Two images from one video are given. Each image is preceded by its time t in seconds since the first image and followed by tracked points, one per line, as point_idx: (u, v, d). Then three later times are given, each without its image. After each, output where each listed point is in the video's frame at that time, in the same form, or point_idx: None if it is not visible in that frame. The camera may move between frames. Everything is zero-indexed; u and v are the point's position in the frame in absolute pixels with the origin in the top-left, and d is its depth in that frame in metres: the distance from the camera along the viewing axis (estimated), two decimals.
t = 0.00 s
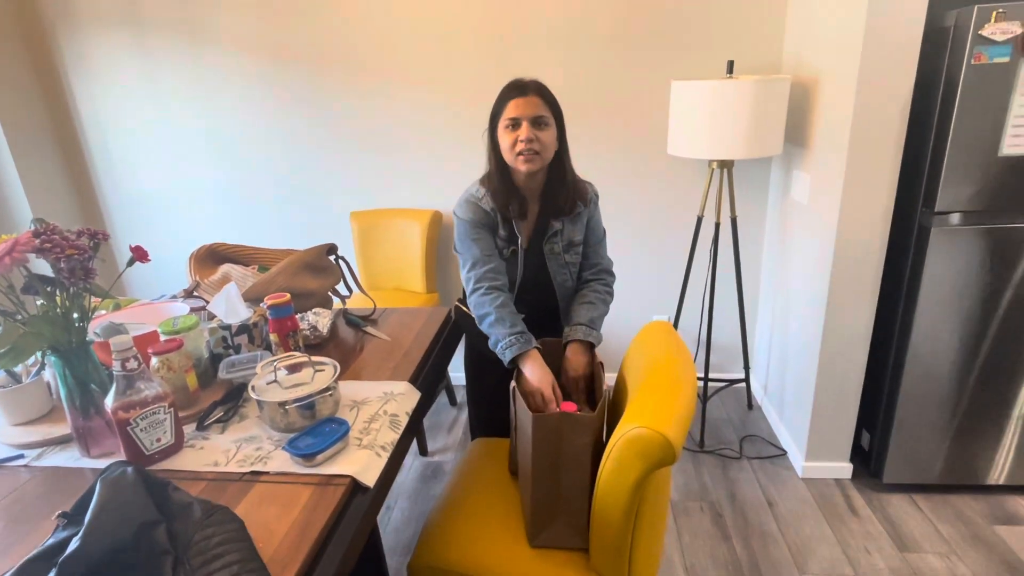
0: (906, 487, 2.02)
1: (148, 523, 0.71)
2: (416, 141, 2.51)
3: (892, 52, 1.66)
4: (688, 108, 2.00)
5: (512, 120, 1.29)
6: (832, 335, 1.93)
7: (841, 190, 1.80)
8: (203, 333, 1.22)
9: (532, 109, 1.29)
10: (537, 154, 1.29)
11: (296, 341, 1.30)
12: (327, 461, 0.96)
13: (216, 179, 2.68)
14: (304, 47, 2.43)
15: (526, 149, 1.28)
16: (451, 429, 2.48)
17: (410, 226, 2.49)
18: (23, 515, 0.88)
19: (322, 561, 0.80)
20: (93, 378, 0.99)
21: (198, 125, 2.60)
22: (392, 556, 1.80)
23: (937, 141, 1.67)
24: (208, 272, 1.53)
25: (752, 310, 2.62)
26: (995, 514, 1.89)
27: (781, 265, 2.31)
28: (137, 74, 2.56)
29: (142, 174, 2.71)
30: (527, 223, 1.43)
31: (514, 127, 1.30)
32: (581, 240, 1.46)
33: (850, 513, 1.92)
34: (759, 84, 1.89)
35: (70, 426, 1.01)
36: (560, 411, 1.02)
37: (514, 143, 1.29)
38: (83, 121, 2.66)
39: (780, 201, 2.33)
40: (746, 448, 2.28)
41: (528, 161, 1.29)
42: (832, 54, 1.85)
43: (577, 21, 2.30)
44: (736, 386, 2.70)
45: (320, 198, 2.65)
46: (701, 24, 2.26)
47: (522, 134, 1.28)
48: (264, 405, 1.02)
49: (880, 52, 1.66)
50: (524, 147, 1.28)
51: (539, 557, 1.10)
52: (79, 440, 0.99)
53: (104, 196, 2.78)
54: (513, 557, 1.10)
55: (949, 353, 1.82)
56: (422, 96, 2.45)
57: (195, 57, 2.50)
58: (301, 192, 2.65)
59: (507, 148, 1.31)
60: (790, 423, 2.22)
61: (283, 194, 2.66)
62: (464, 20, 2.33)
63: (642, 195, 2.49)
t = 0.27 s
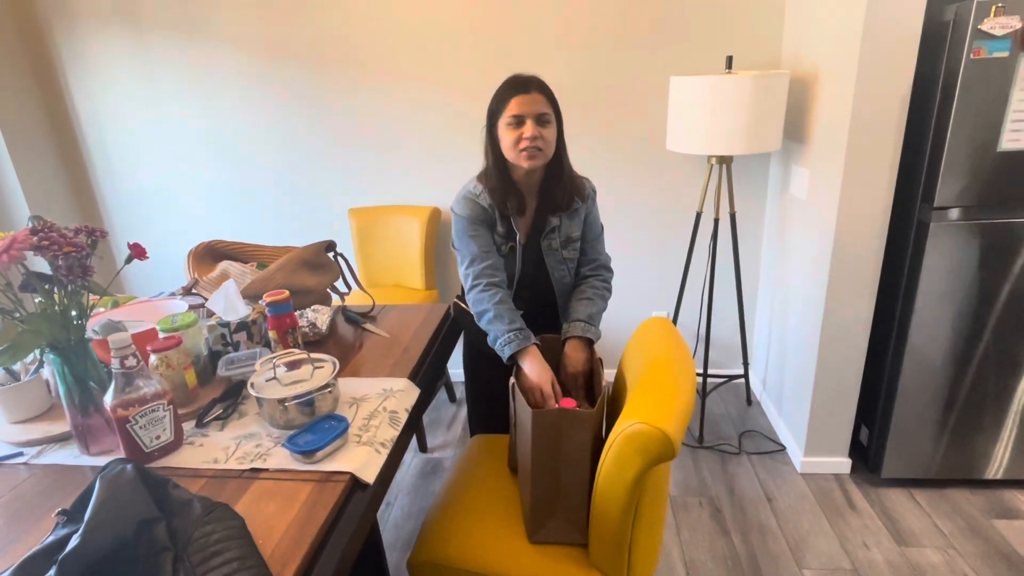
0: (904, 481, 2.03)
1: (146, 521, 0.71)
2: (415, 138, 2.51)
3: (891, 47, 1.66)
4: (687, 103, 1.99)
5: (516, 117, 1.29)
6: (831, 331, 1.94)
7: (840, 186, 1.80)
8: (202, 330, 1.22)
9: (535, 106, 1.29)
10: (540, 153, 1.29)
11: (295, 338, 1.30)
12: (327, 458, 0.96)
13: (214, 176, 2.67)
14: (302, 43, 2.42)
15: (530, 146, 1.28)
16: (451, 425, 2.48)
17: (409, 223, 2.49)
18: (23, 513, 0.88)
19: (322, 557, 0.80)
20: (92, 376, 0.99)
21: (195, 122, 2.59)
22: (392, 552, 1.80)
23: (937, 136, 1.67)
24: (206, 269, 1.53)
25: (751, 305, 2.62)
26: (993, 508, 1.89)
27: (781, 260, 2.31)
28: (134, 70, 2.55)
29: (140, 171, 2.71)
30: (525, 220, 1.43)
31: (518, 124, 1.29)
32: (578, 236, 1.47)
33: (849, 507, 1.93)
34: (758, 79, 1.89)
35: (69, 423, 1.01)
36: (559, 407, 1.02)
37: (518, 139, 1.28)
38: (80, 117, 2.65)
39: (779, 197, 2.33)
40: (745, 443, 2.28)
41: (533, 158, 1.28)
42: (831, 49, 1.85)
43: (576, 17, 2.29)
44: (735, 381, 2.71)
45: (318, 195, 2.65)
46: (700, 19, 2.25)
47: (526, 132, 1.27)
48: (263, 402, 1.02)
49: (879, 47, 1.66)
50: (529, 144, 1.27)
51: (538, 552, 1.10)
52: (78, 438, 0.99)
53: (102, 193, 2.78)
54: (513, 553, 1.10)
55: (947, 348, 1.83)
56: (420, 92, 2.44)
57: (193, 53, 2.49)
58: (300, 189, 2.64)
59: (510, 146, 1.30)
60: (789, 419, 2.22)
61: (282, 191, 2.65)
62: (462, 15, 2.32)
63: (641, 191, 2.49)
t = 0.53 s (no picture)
0: (903, 476, 2.03)
1: (147, 518, 0.70)
2: (413, 134, 2.50)
3: (891, 41, 1.65)
4: (686, 99, 1.99)
5: (550, 112, 1.29)
6: (831, 326, 1.94)
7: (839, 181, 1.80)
8: (202, 327, 1.22)
9: (561, 101, 1.31)
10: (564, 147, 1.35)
11: (295, 335, 1.30)
12: (327, 454, 0.96)
13: (213, 173, 2.66)
14: (300, 38, 2.41)
15: (565, 140, 1.32)
16: (451, 421, 2.48)
17: (408, 219, 2.49)
18: (24, 510, 0.88)
19: (323, 553, 0.80)
20: (92, 373, 0.99)
21: (194, 118, 2.59)
22: (392, 548, 1.81)
23: (937, 130, 1.66)
24: (205, 266, 1.53)
25: (750, 301, 2.62)
26: (992, 502, 1.90)
27: (780, 255, 2.31)
28: (132, 67, 2.54)
29: (138, 168, 2.70)
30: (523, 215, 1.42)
31: (553, 120, 1.30)
32: (576, 230, 1.47)
33: (848, 502, 1.93)
34: (757, 74, 1.88)
35: (69, 421, 1.01)
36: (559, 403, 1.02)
37: (555, 134, 1.30)
38: (77, 114, 2.64)
39: (778, 192, 2.32)
40: (745, 438, 2.29)
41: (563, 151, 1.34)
42: (831, 44, 1.84)
43: (575, 11, 2.28)
44: (735, 376, 2.71)
45: (317, 192, 2.64)
46: (700, 14, 2.24)
47: (561, 128, 1.30)
48: (263, 399, 1.02)
49: (879, 41, 1.65)
50: (564, 138, 1.32)
51: (538, 547, 1.10)
52: (78, 435, 0.99)
53: (100, 190, 2.77)
54: (513, 548, 1.10)
55: (946, 343, 1.83)
56: (419, 88, 2.43)
57: (190, 49, 2.48)
58: (298, 186, 2.64)
59: (547, 141, 1.29)
60: (789, 414, 2.23)
61: (280, 187, 2.65)
62: (460, 11, 2.32)
63: (640, 186, 2.49)
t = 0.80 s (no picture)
0: (902, 469, 2.04)
1: (147, 515, 0.70)
2: (412, 128, 2.49)
3: (891, 34, 1.64)
4: (686, 93, 1.98)
5: (547, 109, 1.30)
6: (830, 320, 1.94)
7: (839, 174, 1.79)
8: (200, 323, 1.21)
9: (556, 97, 1.33)
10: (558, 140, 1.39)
11: (294, 330, 1.29)
12: (327, 450, 0.96)
13: (211, 168, 2.65)
14: (298, 33, 2.40)
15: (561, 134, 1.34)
16: (451, 417, 2.48)
17: (407, 214, 2.48)
18: (23, 507, 0.87)
19: (323, 549, 0.80)
20: (91, 370, 0.99)
21: (191, 113, 2.58)
22: (393, 543, 1.81)
23: (937, 123, 1.66)
24: (204, 262, 1.53)
25: (750, 295, 2.62)
26: (991, 495, 1.90)
27: (780, 250, 2.30)
28: (129, 62, 2.53)
29: (136, 163, 2.69)
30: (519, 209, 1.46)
31: (549, 116, 1.32)
32: (574, 218, 1.52)
33: (848, 496, 1.93)
34: (757, 67, 1.87)
35: (68, 417, 1.00)
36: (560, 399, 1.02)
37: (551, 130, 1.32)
38: (74, 109, 2.63)
39: (778, 186, 2.32)
40: (745, 433, 2.29)
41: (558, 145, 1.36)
42: (831, 37, 1.83)
43: (573, 5, 2.27)
44: (734, 370, 2.71)
45: (316, 187, 2.63)
46: (699, 7, 2.23)
47: (557, 123, 1.33)
48: (263, 395, 1.02)
49: (880, 34, 1.64)
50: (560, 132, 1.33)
51: (538, 542, 1.10)
52: (77, 431, 0.99)
53: (97, 186, 2.76)
54: (514, 544, 1.10)
55: (946, 337, 1.83)
56: (417, 83, 2.42)
57: (187, 44, 2.46)
58: (297, 181, 2.63)
59: (545, 137, 1.32)
60: (788, 408, 2.23)
61: (279, 182, 2.64)
62: (459, 4, 2.30)
63: (639, 181, 2.48)
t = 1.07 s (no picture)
0: (902, 462, 2.04)
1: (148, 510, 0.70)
2: (411, 123, 2.48)
3: (892, 25, 1.63)
4: (686, 85, 1.97)
5: (562, 100, 1.30)
6: (831, 313, 1.93)
7: (840, 167, 1.78)
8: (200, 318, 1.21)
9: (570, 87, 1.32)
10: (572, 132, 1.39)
11: (294, 325, 1.29)
12: (328, 444, 0.95)
13: (209, 164, 2.64)
14: (295, 26, 2.39)
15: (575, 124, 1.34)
16: (451, 412, 2.48)
17: (406, 209, 2.47)
18: (23, 503, 0.87)
19: (325, 543, 0.80)
20: (90, 365, 0.98)
21: (188, 108, 2.56)
22: (394, 538, 1.81)
23: (938, 115, 1.65)
24: (202, 257, 1.52)
25: (750, 289, 2.62)
26: (991, 487, 1.91)
27: (780, 243, 2.30)
28: (125, 57, 2.51)
29: (133, 158, 2.68)
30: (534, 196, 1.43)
31: (564, 106, 1.31)
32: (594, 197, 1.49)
33: (849, 489, 1.94)
34: (758, 59, 1.86)
35: (68, 412, 1.00)
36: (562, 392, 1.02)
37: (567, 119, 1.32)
38: (70, 104, 2.61)
39: (778, 179, 2.31)
40: (745, 426, 2.29)
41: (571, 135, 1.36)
42: (831, 29, 1.83)
43: None
44: (734, 364, 2.71)
45: (315, 183, 2.62)
46: None
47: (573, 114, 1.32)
48: (263, 390, 1.01)
49: (881, 25, 1.64)
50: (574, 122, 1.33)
51: (540, 536, 1.10)
52: (77, 427, 0.99)
53: (94, 181, 2.74)
54: (516, 537, 1.10)
55: (947, 330, 1.83)
56: (415, 77, 2.41)
57: (184, 38, 2.45)
58: (295, 176, 2.62)
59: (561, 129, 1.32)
60: (789, 401, 2.23)
61: (277, 178, 2.63)
62: None
63: (639, 175, 2.47)
